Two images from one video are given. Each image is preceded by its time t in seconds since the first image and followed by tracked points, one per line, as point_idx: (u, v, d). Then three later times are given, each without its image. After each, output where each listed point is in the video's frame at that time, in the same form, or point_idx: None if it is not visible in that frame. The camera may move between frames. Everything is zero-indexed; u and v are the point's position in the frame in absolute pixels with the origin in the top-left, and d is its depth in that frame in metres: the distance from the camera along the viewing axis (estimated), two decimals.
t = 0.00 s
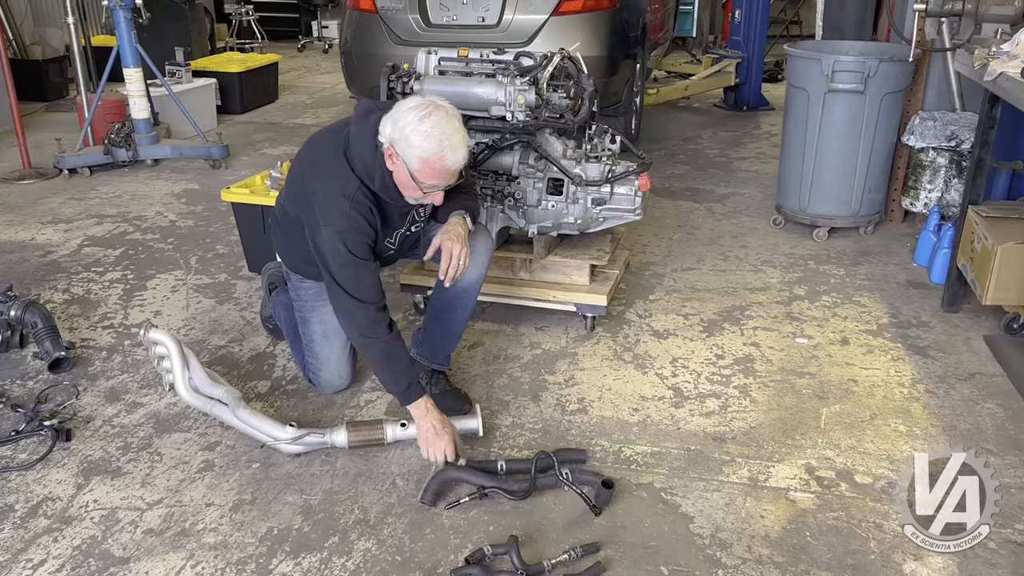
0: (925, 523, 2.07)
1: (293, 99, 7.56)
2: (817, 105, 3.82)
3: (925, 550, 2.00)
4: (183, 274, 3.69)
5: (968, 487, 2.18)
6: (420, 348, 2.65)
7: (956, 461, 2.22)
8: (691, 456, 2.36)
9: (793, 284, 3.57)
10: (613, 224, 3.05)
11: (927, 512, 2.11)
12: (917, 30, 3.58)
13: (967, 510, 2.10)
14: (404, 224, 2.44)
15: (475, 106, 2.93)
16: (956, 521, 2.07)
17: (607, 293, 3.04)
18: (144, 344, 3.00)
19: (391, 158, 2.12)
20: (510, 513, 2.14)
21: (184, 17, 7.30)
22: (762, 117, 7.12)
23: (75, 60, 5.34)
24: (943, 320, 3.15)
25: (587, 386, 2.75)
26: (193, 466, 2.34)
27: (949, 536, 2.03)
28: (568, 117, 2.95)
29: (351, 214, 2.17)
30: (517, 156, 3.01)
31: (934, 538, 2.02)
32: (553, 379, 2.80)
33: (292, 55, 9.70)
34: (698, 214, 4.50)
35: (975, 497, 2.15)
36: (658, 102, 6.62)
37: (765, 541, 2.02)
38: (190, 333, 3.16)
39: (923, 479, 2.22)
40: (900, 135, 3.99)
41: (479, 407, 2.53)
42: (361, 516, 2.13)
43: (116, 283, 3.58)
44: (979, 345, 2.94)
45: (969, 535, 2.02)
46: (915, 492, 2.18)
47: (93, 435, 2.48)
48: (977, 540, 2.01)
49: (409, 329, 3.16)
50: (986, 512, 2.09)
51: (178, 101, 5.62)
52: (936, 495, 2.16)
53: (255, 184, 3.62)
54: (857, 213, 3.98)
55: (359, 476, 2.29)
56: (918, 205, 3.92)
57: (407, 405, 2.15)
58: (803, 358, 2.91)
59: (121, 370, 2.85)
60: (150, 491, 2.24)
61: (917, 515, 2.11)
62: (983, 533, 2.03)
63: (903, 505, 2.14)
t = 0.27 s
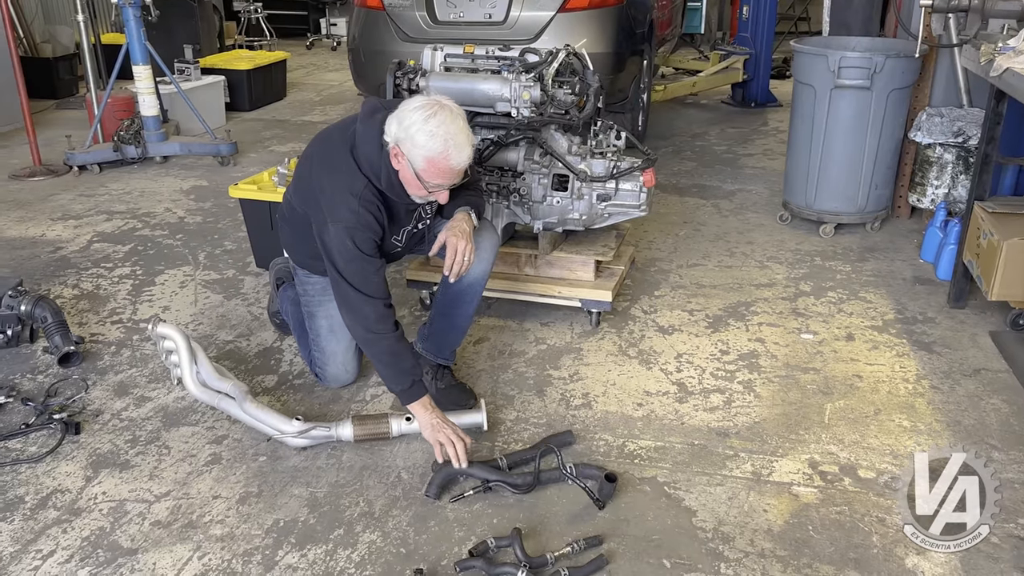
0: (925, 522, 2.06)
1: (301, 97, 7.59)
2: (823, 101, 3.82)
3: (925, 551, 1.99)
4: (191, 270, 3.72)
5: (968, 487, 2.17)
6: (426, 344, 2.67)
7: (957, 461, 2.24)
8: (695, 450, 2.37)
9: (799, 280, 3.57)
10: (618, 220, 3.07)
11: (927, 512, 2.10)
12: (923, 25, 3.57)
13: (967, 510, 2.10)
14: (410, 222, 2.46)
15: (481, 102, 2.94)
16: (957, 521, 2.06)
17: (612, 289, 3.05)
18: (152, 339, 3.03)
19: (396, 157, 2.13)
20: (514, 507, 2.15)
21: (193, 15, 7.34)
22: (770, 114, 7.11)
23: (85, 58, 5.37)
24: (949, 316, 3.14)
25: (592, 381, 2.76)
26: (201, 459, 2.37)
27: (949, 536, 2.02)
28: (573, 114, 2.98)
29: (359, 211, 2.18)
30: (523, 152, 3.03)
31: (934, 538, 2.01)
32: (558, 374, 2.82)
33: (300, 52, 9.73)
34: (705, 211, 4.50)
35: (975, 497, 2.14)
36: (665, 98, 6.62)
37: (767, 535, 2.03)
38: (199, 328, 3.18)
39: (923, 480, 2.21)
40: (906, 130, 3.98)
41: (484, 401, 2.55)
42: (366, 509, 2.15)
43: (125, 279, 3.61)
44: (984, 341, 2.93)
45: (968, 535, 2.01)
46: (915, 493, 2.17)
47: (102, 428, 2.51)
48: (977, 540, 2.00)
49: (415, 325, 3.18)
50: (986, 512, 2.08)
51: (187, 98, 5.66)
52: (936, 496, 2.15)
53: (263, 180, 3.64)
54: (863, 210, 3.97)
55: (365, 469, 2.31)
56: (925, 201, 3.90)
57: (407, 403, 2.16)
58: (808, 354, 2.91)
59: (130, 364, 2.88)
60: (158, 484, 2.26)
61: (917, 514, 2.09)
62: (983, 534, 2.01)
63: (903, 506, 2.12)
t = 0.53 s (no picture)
0: (926, 522, 2.05)
1: (309, 95, 7.61)
2: (829, 98, 3.81)
3: (926, 551, 1.98)
4: (198, 267, 3.74)
5: (968, 487, 2.18)
6: (431, 340, 2.68)
7: (956, 461, 2.26)
8: (698, 446, 2.38)
9: (804, 277, 3.56)
10: (622, 217, 3.07)
11: (928, 512, 2.09)
12: (929, 22, 3.56)
13: (967, 510, 2.09)
14: (417, 222, 2.47)
15: (485, 100, 2.95)
16: (957, 521, 2.06)
17: (616, 286, 3.05)
18: (159, 335, 3.05)
19: (402, 160, 2.14)
20: (517, 502, 2.16)
21: (201, 14, 7.37)
22: (777, 111, 7.10)
23: (94, 56, 5.41)
24: (954, 313, 3.14)
25: (596, 378, 2.77)
26: (207, 454, 2.39)
27: (949, 536, 2.01)
28: (577, 111, 3.00)
29: (366, 213, 2.19)
30: (527, 149, 3.04)
31: (934, 538, 2.01)
32: (562, 370, 2.83)
33: (308, 50, 9.76)
34: (710, 208, 4.50)
35: (975, 495, 2.16)
36: (672, 96, 6.61)
37: (769, 531, 2.04)
38: (205, 324, 3.21)
39: (923, 480, 2.21)
40: (912, 128, 3.97)
41: (488, 397, 2.56)
42: (371, 503, 2.17)
43: (133, 276, 3.63)
44: (990, 338, 2.93)
45: (968, 535, 2.01)
46: (916, 491, 2.17)
47: (109, 424, 2.53)
48: (977, 540, 2.00)
49: (420, 321, 3.19)
50: (986, 513, 2.07)
51: (195, 96, 5.69)
52: (937, 497, 2.15)
53: (269, 178, 3.66)
54: (869, 207, 3.97)
55: (369, 464, 2.32)
56: (931, 198, 3.90)
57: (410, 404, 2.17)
58: (812, 351, 2.91)
59: (137, 360, 2.90)
60: (164, 478, 2.28)
61: (917, 515, 2.09)
62: (983, 534, 2.01)
63: (904, 506, 2.12)
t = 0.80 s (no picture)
0: (926, 522, 2.04)
1: (314, 94, 7.64)
2: (832, 96, 3.81)
3: (926, 551, 1.97)
4: (203, 266, 3.76)
5: (968, 486, 2.13)
6: (433, 337, 2.69)
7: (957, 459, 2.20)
8: (699, 444, 2.38)
9: (808, 275, 3.56)
10: (625, 215, 3.07)
11: (927, 511, 2.08)
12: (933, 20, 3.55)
13: (967, 509, 2.07)
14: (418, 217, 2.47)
15: (488, 98, 2.96)
16: (956, 521, 2.05)
17: (619, 284, 3.06)
18: (164, 333, 3.07)
19: (401, 154, 2.15)
20: (517, 498, 2.17)
21: (207, 14, 7.40)
22: (782, 110, 7.08)
23: (100, 56, 5.44)
24: (957, 311, 3.14)
25: (598, 375, 2.78)
26: (210, 450, 2.40)
27: (949, 536, 2.00)
28: (580, 109, 2.99)
29: (366, 209, 2.21)
30: (530, 147, 3.05)
31: (934, 538, 1.99)
32: (564, 368, 2.83)
33: (314, 50, 9.78)
34: (714, 207, 4.49)
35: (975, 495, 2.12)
36: (677, 95, 6.61)
37: (770, 527, 2.04)
38: (210, 322, 3.22)
39: (923, 480, 2.18)
40: (917, 126, 3.96)
41: (490, 394, 2.57)
42: (372, 499, 2.18)
43: (138, 275, 3.65)
44: (993, 336, 2.93)
45: (968, 535, 1.99)
46: (916, 488, 2.17)
47: (113, 420, 2.55)
48: (977, 541, 1.98)
49: (423, 319, 3.21)
50: (987, 513, 2.05)
51: (200, 96, 5.71)
52: (937, 495, 2.12)
53: (274, 177, 3.67)
54: (873, 205, 3.96)
55: (372, 461, 2.34)
56: (936, 196, 3.89)
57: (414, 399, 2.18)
58: (815, 349, 2.91)
59: (141, 358, 2.92)
60: (168, 475, 2.30)
61: (918, 515, 2.08)
62: (983, 534, 1.99)
63: (904, 505, 2.11)
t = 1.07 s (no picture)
0: (926, 522, 2.05)
1: (319, 96, 7.65)
2: (835, 96, 3.80)
3: (927, 551, 1.97)
4: (207, 267, 3.77)
5: (968, 487, 2.17)
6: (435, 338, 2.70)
7: (957, 461, 2.26)
8: (701, 444, 2.38)
9: (811, 275, 3.55)
10: (627, 215, 3.07)
11: (928, 512, 2.09)
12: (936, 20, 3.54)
13: (967, 510, 2.08)
14: (417, 211, 2.47)
15: (490, 99, 2.96)
16: (957, 521, 2.05)
17: (621, 284, 3.06)
18: (167, 334, 3.08)
19: (397, 143, 2.15)
20: (518, 498, 2.17)
21: (212, 15, 7.42)
22: (786, 110, 7.07)
23: (106, 57, 5.47)
24: (961, 311, 3.14)
25: (600, 376, 2.78)
26: (212, 450, 2.41)
27: (949, 536, 2.00)
28: (582, 109, 3.00)
29: (362, 200, 2.22)
30: (532, 148, 3.06)
31: (935, 538, 2.00)
32: (566, 368, 2.83)
33: (319, 52, 9.80)
34: (717, 207, 4.49)
35: (975, 495, 2.14)
36: (681, 95, 6.60)
37: (771, 528, 2.04)
38: (213, 323, 3.23)
39: (923, 479, 2.20)
40: (920, 126, 3.96)
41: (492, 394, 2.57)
42: (374, 499, 2.18)
43: (142, 275, 3.67)
44: (996, 337, 2.93)
45: (969, 535, 2.00)
46: (916, 488, 2.18)
47: (117, 420, 2.56)
48: (977, 541, 1.99)
49: (425, 320, 3.21)
50: (986, 513, 2.06)
51: (205, 97, 5.73)
52: (937, 496, 2.14)
53: (277, 178, 3.68)
54: (877, 205, 3.95)
55: (373, 461, 2.34)
56: (940, 197, 3.88)
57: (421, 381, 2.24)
58: (817, 349, 2.91)
59: (145, 358, 2.93)
60: (171, 475, 2.31)
61: (918, 515, 2.08)
62: (983, 534, 2.00)
63: (904, 505, 2.11)
